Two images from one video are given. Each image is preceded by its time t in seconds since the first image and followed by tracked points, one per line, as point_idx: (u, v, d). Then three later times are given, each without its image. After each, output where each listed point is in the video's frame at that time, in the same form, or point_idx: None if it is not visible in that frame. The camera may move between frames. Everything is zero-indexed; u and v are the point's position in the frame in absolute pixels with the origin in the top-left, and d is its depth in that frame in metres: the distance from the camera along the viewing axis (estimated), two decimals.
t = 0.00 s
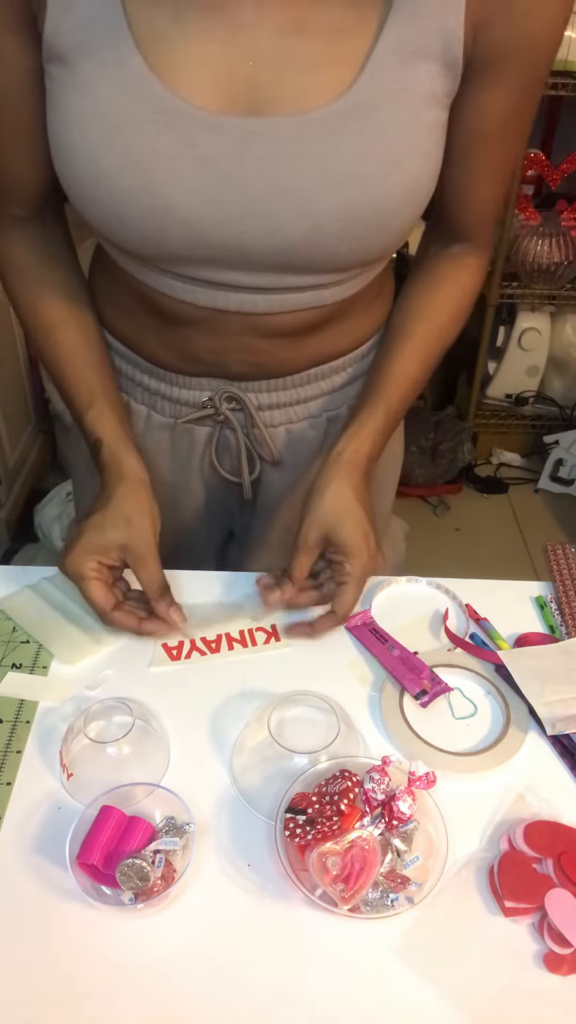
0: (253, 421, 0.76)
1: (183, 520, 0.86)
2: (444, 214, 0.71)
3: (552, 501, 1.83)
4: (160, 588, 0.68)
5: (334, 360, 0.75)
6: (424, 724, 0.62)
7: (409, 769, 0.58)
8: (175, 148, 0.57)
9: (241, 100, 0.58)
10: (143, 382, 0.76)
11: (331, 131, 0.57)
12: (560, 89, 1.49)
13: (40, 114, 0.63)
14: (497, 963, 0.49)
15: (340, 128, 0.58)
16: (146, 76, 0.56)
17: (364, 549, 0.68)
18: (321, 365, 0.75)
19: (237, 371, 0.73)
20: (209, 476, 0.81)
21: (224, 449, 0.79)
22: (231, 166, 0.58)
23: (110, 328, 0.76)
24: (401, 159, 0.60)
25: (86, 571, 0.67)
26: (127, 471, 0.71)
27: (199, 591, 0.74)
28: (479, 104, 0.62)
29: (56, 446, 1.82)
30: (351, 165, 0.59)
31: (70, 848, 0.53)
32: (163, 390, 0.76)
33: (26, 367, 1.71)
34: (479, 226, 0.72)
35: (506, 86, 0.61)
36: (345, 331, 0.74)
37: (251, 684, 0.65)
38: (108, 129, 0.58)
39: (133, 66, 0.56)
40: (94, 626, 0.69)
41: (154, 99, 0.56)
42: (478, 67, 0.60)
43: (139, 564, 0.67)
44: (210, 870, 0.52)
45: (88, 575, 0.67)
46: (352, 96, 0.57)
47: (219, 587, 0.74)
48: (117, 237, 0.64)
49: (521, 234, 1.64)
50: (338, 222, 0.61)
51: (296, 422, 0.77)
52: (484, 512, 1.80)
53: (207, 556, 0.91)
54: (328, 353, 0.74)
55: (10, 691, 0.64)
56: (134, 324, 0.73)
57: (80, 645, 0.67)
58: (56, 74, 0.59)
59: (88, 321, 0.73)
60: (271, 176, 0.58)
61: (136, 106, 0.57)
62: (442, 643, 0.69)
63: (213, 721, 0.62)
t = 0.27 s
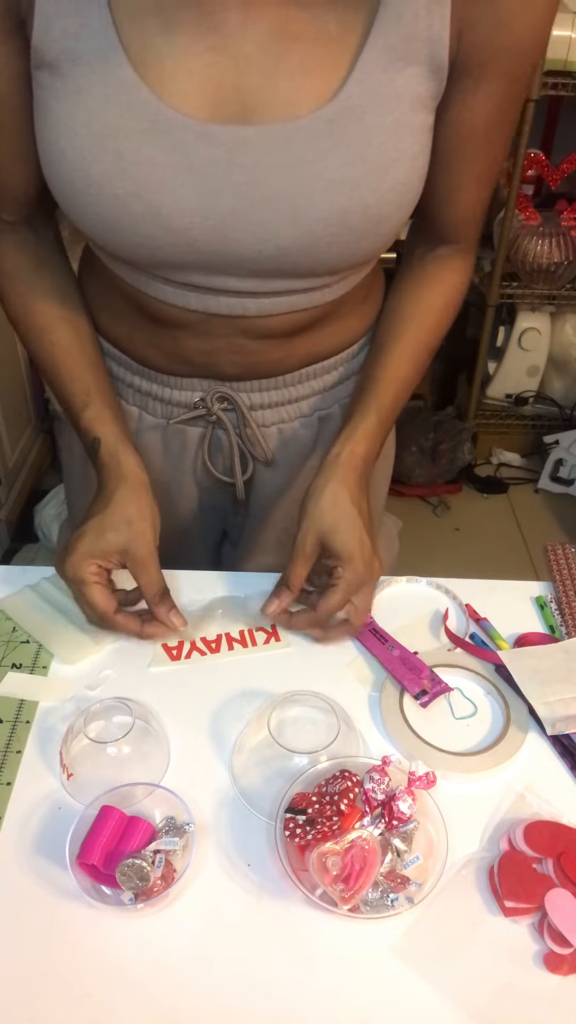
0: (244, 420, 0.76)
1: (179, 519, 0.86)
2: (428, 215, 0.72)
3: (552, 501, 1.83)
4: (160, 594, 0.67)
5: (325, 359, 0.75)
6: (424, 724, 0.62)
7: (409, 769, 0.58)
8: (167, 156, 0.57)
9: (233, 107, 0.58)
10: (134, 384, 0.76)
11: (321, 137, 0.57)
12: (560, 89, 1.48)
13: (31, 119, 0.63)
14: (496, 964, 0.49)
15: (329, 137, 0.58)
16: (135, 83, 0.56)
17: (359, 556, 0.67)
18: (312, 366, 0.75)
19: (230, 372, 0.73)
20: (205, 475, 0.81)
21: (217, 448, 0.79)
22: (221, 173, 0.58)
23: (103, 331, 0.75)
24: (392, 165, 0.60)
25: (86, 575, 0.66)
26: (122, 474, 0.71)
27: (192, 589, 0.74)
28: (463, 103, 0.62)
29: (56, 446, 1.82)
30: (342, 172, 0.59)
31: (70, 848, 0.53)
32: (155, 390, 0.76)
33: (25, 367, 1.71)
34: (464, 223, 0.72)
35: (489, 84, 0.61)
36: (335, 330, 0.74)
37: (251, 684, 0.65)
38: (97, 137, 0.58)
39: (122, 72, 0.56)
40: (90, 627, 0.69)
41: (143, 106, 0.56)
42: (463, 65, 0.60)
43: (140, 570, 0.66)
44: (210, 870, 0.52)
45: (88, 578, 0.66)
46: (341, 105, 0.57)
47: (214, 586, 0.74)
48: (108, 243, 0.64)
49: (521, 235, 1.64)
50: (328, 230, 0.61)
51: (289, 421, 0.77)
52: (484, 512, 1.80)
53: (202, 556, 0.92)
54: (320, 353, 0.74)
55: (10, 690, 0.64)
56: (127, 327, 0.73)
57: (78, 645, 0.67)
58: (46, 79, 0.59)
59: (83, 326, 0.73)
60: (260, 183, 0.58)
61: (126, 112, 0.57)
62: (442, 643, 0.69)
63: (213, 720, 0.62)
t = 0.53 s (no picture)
0: (240, 420, 0.76)
1: (177, 521, 0.86)
2: (420, 219, 0.72)
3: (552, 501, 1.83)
4: (160, 606, 0.67)
5: (320, 360, 0.75)
6: (424, 724, 0.62)
7: (409, 769, 0.58)
8: (161, 161, 0.57)
9: (228, 111, 0.58)
10: (130, 387, 0.77)
11: (315, 141, 0.57)
12: (560, 89, 1.49)
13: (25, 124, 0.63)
14: (496, 964, 0.49)
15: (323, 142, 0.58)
16: (128, 89, 0.56)
17: (364, 572, 0.66)
18: (308, 367, 0.75)
19: (226, 374, 0.73)
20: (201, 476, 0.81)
21: (213, 449, 0.79)
22: (215, 179, 0.58)
23: (100, 335, 0.75)
24: (387, 169, 0.60)
25: (89, 587, 0.66)
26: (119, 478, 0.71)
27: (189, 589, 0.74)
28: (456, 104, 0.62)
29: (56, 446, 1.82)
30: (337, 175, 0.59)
31: (70, 848, 0.53)
32: (152, 391, 0.76)
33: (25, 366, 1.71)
34: (459, 226, 0.71)
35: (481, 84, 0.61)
36: (329, 332, 0.74)
37: (252, 684, 0.65)
38: (91, 143, 0.58)
39: (114, 78, 0.56)
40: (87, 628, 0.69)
41: (136, 112, 0.56)
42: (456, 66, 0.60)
43: (141, 583, 0.66)
44: (210, 870, 0.52)
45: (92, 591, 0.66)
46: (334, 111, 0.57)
47: (213, 587, 0.74)
48: (105, 249, 0.64)
49: (521, 235, 1.64)
50: (324, 234, 0.61)
51: (285, 421, 0.77)
52: (484, 512, 1.80)
53: (200, 557, 0.92)
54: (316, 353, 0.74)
55: (10, 690, 0.64)
56: (123, 331, 0.73)
57: (77, 646, 0.67)
58: (39, 85, 0.59)
59: (81, 332, 0.73)
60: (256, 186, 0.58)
61: (120, 116, 0.56)
62: (442, 643, 0.69)
63: (214, 720, 0.62)
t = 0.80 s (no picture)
0: (239, 420, 0.76)
1: (175, 521, 0.86)
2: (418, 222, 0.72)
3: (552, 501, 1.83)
4: (158, 611, 0.67)
5: (319, 361, 0.75)
6: (424, 724, 0.62)
7: (409, 769, 0.58)
8: (158, 163, 0.57)
9: (225, 112, 0.57)
10: (129, 388, 0.77)
11: (312, 142, 0.57)
12: (559, 89, 1.49)
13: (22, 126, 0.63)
14: (496, 964, 0.49)
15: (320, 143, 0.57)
16: (124, 92, 0.56)
17: (355, 579, 0.67)
18: (307, 368, 0.75)
19: (225, 375, 0.73)
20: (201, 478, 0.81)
21: (212, 450, 0.79)
22: (212, 182, 0.58)
23: (98, 337, 0.75)
24: (384, 171, 0.60)
25: (90, 589, 0.66)
26: (120, 483, 0.71)
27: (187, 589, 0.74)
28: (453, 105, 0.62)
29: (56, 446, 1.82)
30: (334, 177, 0.59)
31: (70, 848, 0.53)
32: (150, 392, 0.76)
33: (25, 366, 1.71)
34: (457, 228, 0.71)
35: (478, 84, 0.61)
36: (328, 333, 0.74)
37: (252, 684, 0.65)
38: (88, 146, 0.57)
39: (111, 81, 0.56)
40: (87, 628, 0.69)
41: (133, 115, 0.56)
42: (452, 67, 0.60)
43: (141, 586, 0.67)
44: (210, 870, 0.52)
45: (91, 593, 0.66)
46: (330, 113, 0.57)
47: (212, 587, 0.74)
48: (102, 251, 0.64)
49: (521, 235, 1.64)
50: (321, 237, 0.61)
51: (284, 422, 0.77)
52: (484, 512, 1.80)
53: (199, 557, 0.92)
54: (315, 353, 0.74)
55: (9, 690, 0.64)
56: (121, 333, 0.73)
57: (76, 646, 0.67)
58: (36, 87, 0.59)
59: (80, 335, 0.74)
60: (253, 188, 0.58)
61: (116, 119, 0.56)
62: (442, 643, 0.69)
63: (214, 720, 0.62)
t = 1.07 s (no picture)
0: (237, 421, 0.76)
1: (175, 522, 0.86)
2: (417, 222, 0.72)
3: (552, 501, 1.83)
4: (162, 615, 0.67)
5: (318, 362, 0.75)
6: (424, 724, 0.62)
7: (409, 769, 0.58)
8: (155, 162, 0.57)
9: (223, 113, 0.57)
10: (128, 389, 0.77)
11: (310, 142, 0.57)
12: (559, 89, 1.49)
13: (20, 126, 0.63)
14: (495, 964, 0.49)
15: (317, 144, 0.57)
16: (122, 93, 0.56)
17: (350, 584, 0.67)
18: (307, 368, 0.75)
19: (224, 375, 0.73)
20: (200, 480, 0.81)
21: (212, 450, 0.79)
22: (210, 183, 0.58)
23: (97, 337, 0.75)
24: (382, 172, 0.60)
25: (97, 589, 0.66)
26: (121, 484, 0.71)
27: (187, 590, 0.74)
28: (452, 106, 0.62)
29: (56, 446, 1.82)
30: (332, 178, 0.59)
31: (70, 848, 0.53)
32: (150, 392, 0.76)
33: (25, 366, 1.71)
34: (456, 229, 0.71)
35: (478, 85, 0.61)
36: (327, 334, 0.74)
37: (253, 684, 0.65)
38: (86, 147, 0.58)
39: (109, 81, 0.56)
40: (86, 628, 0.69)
41: (130, 115, 0.56)
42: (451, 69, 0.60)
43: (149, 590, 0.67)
44: (210, 870, 0.52)
45: (100, 594, 0.66)
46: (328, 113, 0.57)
47: (212, 587, 0.74)
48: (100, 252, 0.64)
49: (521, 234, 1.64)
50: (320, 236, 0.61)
51: (284, 422, 0.77)
52: (484, 512, 1.80)
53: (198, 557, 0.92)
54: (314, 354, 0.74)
55: (9, 690, 0.64)
56: (120, 334, 0.73)
57: (75, 646, 0.67)
58: (34, 88, 0.59)
59: (79, 335, 0.73)
60: (251, 189, 0.58)
61: (114, 119, 0.56)
62: (442, 643, 0.69)
63: (214, 720, 0.62)
